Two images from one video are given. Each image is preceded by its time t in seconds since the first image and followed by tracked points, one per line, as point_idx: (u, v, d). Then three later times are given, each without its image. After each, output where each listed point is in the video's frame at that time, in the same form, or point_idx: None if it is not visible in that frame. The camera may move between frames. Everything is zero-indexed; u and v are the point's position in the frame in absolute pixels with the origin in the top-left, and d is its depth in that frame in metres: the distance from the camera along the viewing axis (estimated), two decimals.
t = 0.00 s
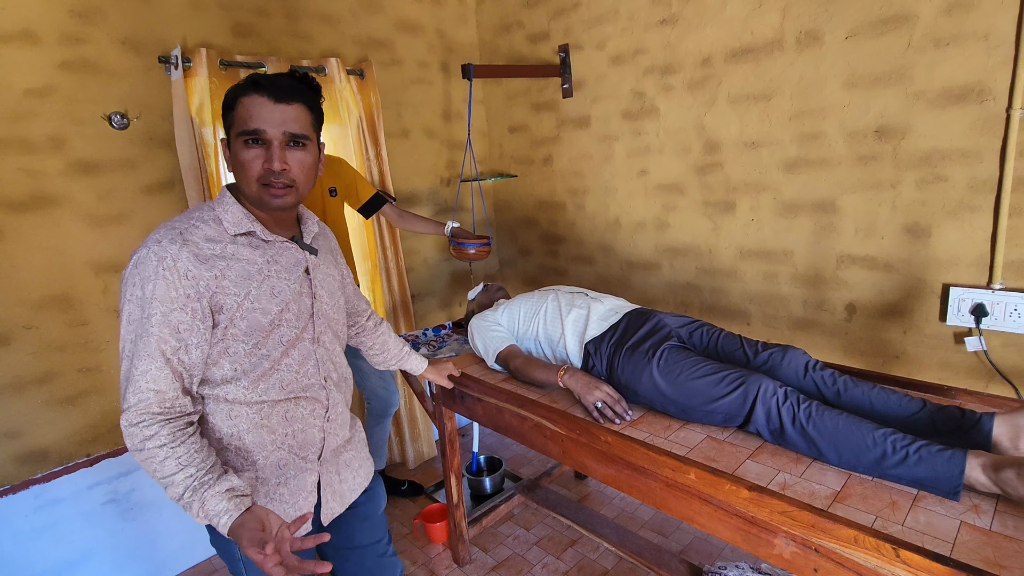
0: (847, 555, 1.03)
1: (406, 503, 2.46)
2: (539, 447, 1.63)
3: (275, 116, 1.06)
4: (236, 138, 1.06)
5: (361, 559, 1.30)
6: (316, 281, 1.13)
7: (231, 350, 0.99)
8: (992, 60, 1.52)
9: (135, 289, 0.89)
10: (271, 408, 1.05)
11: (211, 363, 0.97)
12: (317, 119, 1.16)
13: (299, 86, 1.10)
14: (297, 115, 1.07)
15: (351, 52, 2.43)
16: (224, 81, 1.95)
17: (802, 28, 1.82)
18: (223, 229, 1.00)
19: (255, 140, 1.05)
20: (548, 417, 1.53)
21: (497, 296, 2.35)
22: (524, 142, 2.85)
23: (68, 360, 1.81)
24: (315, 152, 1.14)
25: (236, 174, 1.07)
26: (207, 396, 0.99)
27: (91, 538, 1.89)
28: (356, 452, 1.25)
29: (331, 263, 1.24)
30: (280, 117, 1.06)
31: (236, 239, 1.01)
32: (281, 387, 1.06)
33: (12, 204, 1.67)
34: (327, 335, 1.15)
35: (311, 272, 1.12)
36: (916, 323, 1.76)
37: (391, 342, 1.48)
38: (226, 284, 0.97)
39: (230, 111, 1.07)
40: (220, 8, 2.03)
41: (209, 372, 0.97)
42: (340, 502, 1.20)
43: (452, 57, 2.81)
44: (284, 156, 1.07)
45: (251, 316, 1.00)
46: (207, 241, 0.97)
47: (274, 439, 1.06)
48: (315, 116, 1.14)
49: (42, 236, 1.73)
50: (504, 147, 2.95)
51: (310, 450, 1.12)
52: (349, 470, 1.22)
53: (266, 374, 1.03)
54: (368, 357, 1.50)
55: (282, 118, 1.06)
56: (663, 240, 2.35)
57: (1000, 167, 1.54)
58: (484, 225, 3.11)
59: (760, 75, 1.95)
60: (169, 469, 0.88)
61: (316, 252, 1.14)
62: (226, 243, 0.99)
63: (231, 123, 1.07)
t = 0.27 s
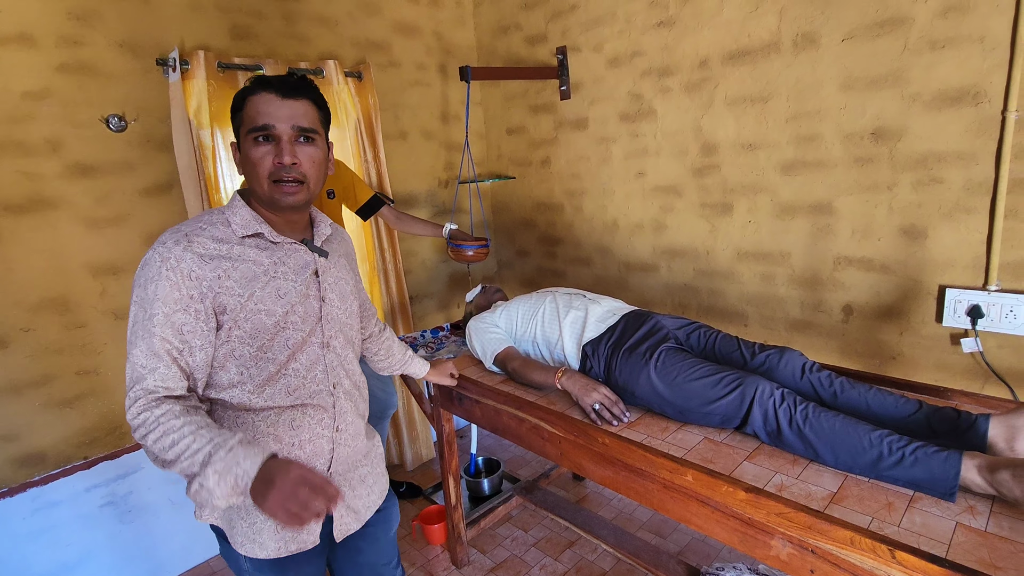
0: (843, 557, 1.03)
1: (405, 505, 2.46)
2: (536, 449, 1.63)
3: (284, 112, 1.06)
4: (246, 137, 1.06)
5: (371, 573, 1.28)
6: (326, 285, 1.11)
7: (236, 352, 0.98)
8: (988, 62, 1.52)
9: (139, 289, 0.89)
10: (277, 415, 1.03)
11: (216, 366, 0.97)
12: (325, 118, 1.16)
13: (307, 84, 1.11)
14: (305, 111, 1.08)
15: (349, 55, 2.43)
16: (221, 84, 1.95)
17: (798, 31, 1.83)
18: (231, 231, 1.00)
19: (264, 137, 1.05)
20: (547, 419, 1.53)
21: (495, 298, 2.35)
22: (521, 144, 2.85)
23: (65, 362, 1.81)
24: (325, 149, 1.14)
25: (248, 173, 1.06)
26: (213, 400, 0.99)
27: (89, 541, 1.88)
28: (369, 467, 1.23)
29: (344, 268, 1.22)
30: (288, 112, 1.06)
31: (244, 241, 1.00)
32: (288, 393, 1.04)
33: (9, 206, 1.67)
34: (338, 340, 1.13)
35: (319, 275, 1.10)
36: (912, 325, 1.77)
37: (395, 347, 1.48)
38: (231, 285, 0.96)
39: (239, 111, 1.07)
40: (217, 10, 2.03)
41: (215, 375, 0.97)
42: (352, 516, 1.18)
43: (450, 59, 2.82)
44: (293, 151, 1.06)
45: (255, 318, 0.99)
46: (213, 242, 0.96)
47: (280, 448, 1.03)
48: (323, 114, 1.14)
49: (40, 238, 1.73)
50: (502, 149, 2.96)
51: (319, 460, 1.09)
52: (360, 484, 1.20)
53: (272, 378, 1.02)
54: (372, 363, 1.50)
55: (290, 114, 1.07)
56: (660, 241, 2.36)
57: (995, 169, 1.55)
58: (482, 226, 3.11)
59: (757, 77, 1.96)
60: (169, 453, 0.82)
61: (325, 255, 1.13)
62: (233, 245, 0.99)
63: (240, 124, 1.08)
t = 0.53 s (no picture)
0: (841, 555, 1.04)
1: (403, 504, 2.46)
2: (535, 448, 1.63)
3: (301, 98, 1.05)
4: (264, 124, 1.06)
5: None
6: (343, 281, 1.07)
7: (251, 348, 0.95)
8: (984, 62, 1.53)
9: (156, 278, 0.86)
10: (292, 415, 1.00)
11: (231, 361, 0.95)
12: (344, 111, 1.15)
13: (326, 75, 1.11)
14: (322, 97, 1.07)
15: (347, 54, 2.43)
16: (218, 84, 1.95)
17: (796, 31, 1.84)
18: (249, 225, 0.97)
19: (281, 121, 1.04)
20: (545, 417, 1.54)
21: (493, 297, 2.35)
22: (519, 144, 2.85)
23: (63, 363, 1.81)
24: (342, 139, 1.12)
25: (264, 160, 1.05)
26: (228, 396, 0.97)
27: (87, 541, 1.88)
28: (388, 470, 1.20)
29: (364, 266, 1.17)
30: (305, 97, 1.05)
31: (261, 234, 0.98)
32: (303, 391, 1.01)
33: (6, 206, 1.67)
34: (355, 338, 1.10)
35: (337, 271, 1.06)
36: (910, 323, 1.78)
37: (405, 345, 1.45)
38: (247, 278, 0.93)
39: (258, 98, 1.07)
40: (215, 10, 2.03)
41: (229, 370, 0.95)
42: (369, 520, 1.16)
43: (448, 59, 2.82)
44: (309, 135, 1.04)
45: (271, 312, 0.96)
46: (231, 235, 0.94)
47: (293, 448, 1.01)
48: (342, 106, 1.14)
49: (37, 238, 1.73)
50: (500, 148, 2.96)
51: (333, 462, 1.06)
52: (378, 486, 1.17)
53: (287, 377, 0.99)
54: (382, 363, 1.46)
55: (308, 100, 1.06)
56: (658, 241, 2.36)
57: (992, 168, 1.56)
58: (480, 226, 3.11)
59: (754, 77, 1.96)
60: (181, 436, 0.75)
61: (343, 251, 1.09)
62: (250, 238, 0.95)
63: (259, 111, 1.08)
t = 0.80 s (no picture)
0: (840, 553, 1.04)
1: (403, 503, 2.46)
2: (534, 446, 1.63)
3: (320, 89, 1.08)
4: (283, 114, 1.08)
5: None
6: (360, 276, 1.06)
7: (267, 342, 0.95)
8: (982, 61, 1.53)
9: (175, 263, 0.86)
10: (307, 411, 1.00)
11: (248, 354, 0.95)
12: (364, 106, 1.17)
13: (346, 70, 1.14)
14: (342, 89, 1.09)
15: (346, 53, 2.43)
16: (218, 82, 1.96)
17: (795, 29, 1.84)
18: (267, 219, 0.98)
19: (300, 111, 1.06)
20: (544, 416, 1.54)
21: (492, 296, 2.35)
22: (519, 143, 2.85)
23: (61, 362, 1.80)
24: (359, 131, 1.13)
25: (282, 148, 1.06)
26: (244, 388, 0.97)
27: (85, 540, 1.88)
28: (402, 468, 1.21)
29: (381, 262, 1.16)
30: (324, 89, 1.07)
31: (280, 228, 0.98)
32: (318, 388, 1.00)
33: (5, 205, 1.67)
34: (371, 335, 1.08)
35: (355, 266, 1.06)
36: (908, 322, 1.78)
37: (413, 335, 1.47)
38: (264, 271, 0.93)
39: (279, 91, 1.10)
40: (214, 9, 2.02)
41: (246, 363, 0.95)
42: (383, 518, 1.16)
43: (447, 58, 2.82)
44: (327, 124, 1.06)
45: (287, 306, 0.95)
46: (250, 228, 0.94)
47: (307, 445, 1.00)
48: (361, 100, 1.16)
49: (35, 237, 1.72)
50: (499, 147, 2.96)
51: (347, 460, 1.06)
52: (393, 485, 1.18)
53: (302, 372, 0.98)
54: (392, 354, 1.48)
55: (327, 91, 1.08)
56: (658, 240, 2.36)
57: (990, 167, 1.56)
58: (480, 225, 3.11)
59: (753, 76, 1.96)
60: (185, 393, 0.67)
61: (361, 245, 1.08)
62: (268, 231, 0.96)
63: (280, 104, 1.10)
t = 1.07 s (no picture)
0: (839, 553, 1.04)
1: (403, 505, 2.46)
2: (535, 448, 1.63)
3: (348, 103, 1.06)
4: (308, 124, 1.07)
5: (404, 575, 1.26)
6: (378, 278, 1.08)
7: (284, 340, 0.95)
8: (982, 63, 1.54)
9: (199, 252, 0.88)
10: (321, 410, 1.01)
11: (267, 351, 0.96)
12: (390, 112, 1.16)
13: (375, 77, 1.11)
14: (369, 103, 1.08)
15: (346, 56, 2.44)
16: (218, 84, 1.96)
17: (795, 32, 1.84)
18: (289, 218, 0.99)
19: (326, 126, 1.06)
20: (545, 417, 1.55)
21: (493, 298, 2.36)
22: (519, 145, 2.86)
23: (63, 363, 1.81)
24: (384, 144, 1.13)
25: (306, 159, 1.07)
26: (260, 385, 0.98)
27: (86, 541, 1.88)
28: (417, 468, 1.21)
29: (400, 263, 1.18)
30: (352, 103, 1.06)
31: (302, 229, 0.99)
32: (333, 389, 1.01)
33: (7, 206, 1.67)
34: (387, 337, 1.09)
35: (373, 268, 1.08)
36: (908, 324, 1.78)
37: (424, 329, 1.50)
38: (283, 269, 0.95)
39: (305, 96, 1.08)
40: (216, 11, 2.03)
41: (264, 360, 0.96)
42: (396, 518, 1.17)
43: (447, 61, 2.83)
44: (352, 143, 1.06)
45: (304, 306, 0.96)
46: (272, 227, 0.95)
47: (321, 444, 1.01)
48: (388, 109, 1.14)
49: (37, 239, 1.73)
50: (500, 149, 2.97)
51: (359, 460, 1.06)
52: (407, 484, 1.18)
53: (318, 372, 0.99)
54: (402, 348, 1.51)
55: (354, 105, 1.07)
56: (658, 241, 2.36)
57: (990, 169, 1.56)
58: (481, 227, 3.12)
59: (753, 78, 1.97)
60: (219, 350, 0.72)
61: (379, 247, 1.10)
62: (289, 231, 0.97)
63: (305, 110, 1.09)
